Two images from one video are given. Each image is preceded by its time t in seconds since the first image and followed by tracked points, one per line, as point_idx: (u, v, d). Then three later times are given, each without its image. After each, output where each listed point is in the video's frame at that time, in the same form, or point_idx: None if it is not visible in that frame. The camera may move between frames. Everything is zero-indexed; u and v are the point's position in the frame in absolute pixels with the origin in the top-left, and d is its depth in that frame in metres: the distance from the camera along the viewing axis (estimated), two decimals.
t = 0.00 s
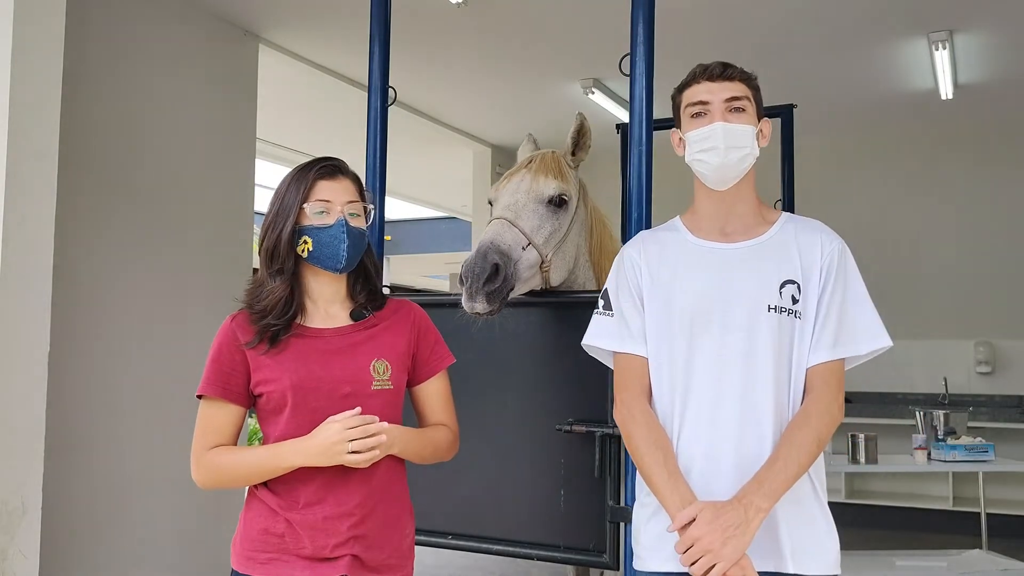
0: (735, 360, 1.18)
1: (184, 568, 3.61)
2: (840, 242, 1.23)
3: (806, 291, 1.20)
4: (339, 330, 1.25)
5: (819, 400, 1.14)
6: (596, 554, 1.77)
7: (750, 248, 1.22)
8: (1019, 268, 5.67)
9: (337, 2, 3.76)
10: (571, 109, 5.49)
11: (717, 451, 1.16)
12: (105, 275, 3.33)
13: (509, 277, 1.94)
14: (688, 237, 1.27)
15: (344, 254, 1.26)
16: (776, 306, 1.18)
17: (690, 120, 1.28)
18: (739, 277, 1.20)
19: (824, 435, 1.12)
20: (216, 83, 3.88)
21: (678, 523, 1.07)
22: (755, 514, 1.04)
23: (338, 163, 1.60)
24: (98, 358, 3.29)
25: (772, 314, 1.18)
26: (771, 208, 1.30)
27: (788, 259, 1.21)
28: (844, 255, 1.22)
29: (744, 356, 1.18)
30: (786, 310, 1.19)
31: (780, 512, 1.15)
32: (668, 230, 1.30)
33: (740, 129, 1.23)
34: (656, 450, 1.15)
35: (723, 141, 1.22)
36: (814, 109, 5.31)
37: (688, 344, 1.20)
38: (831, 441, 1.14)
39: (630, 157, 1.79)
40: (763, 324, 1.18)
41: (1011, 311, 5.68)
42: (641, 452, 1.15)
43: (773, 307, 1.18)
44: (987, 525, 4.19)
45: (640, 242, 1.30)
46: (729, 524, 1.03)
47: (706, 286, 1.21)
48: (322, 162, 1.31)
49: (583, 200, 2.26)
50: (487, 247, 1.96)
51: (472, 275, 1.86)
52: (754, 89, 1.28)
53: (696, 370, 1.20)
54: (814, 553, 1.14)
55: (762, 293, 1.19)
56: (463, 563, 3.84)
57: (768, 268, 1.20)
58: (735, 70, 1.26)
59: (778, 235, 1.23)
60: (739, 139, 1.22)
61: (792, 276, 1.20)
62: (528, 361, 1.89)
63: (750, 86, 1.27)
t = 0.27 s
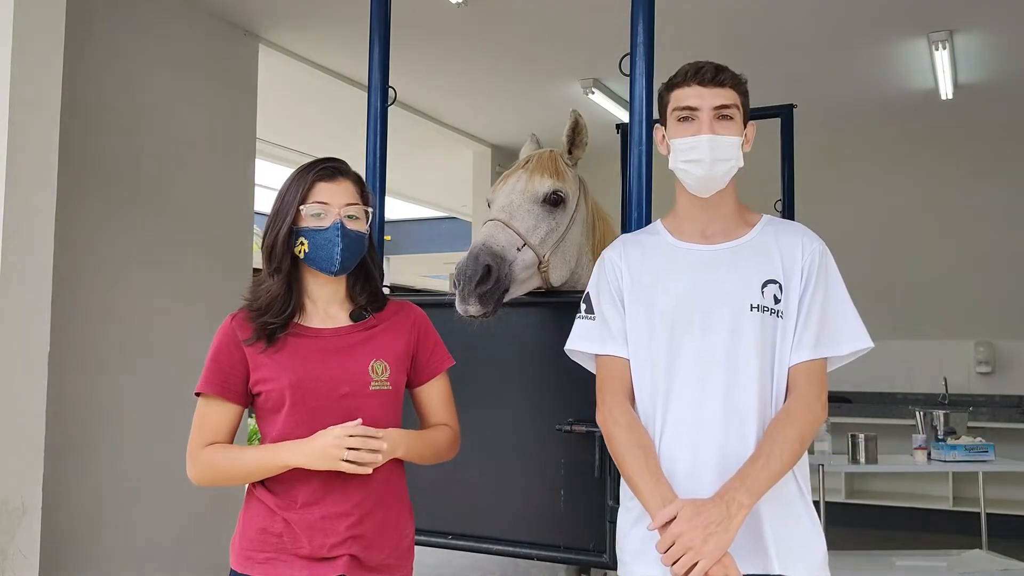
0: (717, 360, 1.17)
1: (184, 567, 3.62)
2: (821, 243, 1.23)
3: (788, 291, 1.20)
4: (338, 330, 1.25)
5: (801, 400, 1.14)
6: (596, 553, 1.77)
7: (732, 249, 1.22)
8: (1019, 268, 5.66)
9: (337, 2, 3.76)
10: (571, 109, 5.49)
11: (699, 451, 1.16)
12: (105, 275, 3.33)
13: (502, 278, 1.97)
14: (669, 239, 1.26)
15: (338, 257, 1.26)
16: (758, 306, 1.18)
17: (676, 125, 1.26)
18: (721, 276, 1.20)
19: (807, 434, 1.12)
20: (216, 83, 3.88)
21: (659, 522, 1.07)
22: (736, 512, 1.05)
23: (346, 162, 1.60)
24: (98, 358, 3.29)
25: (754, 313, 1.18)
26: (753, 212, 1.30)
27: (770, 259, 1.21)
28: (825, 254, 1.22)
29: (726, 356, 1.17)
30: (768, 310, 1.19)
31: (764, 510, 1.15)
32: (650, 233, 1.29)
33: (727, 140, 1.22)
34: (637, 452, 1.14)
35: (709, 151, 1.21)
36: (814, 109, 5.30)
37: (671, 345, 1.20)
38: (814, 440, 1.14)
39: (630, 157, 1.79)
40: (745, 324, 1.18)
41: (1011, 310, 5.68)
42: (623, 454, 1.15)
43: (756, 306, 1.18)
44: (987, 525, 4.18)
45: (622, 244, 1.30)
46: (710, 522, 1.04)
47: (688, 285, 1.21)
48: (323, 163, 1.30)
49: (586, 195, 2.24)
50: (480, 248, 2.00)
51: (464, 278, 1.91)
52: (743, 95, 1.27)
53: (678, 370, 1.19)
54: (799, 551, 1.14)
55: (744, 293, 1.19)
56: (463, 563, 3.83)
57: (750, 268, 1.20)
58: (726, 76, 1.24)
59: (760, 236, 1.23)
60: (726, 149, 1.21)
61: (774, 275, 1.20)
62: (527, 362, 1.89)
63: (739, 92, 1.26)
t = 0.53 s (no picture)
0: (707, 363, 1.17)
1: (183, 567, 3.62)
2: (811, 245, 1.23)
3: (779, 293, 1.20)
4: (339, 330, 1.25)
5: (793, 402, 1.14)
6: (596, 554, 1.77)
7: (722, 250, 1.22)
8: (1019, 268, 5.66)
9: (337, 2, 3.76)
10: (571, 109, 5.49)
11: (688, 454, 1.16)
12: (106, 275, 3.33)
13: (498, 281, 1.93)
14: (658, 242, 1.26)
15: (338, 259, 1.26)
16: (749, 308, 1.18)
17: (664, 134, 1.24)
18: (710, 279, 1.20)
19: (799, 438, 1.12)
20: (216, 83, 3.88)
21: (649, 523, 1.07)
22: (727, 513, 1.04)
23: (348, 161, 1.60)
24: (98, 358, 3.29)
25: (744, 316, 1.18)
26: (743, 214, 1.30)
27: (760, 261, 1.21)
28: (815, 256, 1.22)
29: (716, 358, 1.17)
30: (759, 312, 1.19)
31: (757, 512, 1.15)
32: (640, 235, 1.29)
33: (716, 153, 1.20)
34: (626, 455, 1.14)
35: (698, 166, 1.20)
36: (814, 109, 5.30)
37: (661, 348, 1.20)
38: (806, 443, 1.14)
39: (630, 158, 1.79)
40: (735, 326, 1.17)
41: (1011, 311, 5.68)
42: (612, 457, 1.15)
43: (746, 309, 1.18)
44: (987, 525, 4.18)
45: (611, 247, 1.30)
46: (700, 524, 1.03)
47: (677, 288, 1.21)
48: (324, 165, 1.30)
49: (582, 197, 2.22)
50: (474, 252, 1.96)
51: (459, 282, 1.88)
52: (734, 101, 1.24)
53: (669, 373, 1.19)
54: (792, 553, 1.14)
55: (735, 295, 1.19)
56: (463, 563, 3.84)
57: (741, 270, 1.20)
58: (717, 85, 1.21)
59: (749, 238, 1.23)
60: (716, 162, 1.20)
61: (764, 278, 1.20)
62: (527, 362, 1.89)
63: (730, 99, 1.23)
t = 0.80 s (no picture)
0: (703, 363, 1.17)
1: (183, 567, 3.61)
2: (806, 238, 1.22)
3: (774, 289, 1.20)
4: (339, 329, 1.25)
5: (795, 401, 1.14)
6: (596, 554, 1.77)
7: (717, 247, 1.22)
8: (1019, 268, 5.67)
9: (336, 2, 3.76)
10: (571, 109, 5.49)
11: (686, 454, 1.16)
12: (105, 274, 3.33)
13: (488, 282, 1.96)
14: (650, 238, 1.26)
15: (337, 257, 1.26)
16: (743, 308, 1.18)
17: (646, 120, 1.24)
18: (704, 278, 1.20)
19: (799, 436, 1.12)
20: (216, 83, 3.88)
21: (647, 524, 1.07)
22: (730, 513, 1.05)
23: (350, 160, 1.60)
24: (98, 358, 3.29)
25: (740, 316, 1.18)
26: (734, 203, 1.30)
27: (755, 258, 1.21)
28: (810, 250, 1.22)
29: (712, 359, 1.17)
30: (754, 311, 1.19)
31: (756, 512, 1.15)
32: (629, 230, 1.29)
33: (697, 130, 1.20)
34: (622, 458, 1.15)
35: (680, 145, 1.19)
36: (814, 109, 5.30)
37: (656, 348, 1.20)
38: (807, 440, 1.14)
39: (630, 158, 1.79)
40: (731, 327, 1.18)
41: (1011, 311, 5.68)
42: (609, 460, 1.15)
43: (742, 309, 1.18)
44: (986, 525, 4.18)
45: (600, 244, 1.29)
46: (702, 523, 1.03)
47: (670, 288, 1.21)
48: (324, 163, 1.31)
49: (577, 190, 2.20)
50: (465, 252, 2.00)
51: (449, 283, 1.92)
52: (713, 82, 1.24)
53: (663, 373, 1.19)
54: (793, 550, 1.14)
55: (730, 295, 1.19)
56: (463, 563, 3.83)
57: (736, 268, 1.20)
58: (692, 64, 1.22)
59: (742, 232, 1.23)
60: (697, 140, 1.20)
61: (759, 275, 1.20)
62: (528, 362, 1.89)
63: (708, 79, 1.24)
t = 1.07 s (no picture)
0: (706, 365, 1.16)
1: (184, 568, 3.62)
2: (808, 233, 1.21)
3: (777, 287, 1.18)
4: (339, 329, 1.25)
5: (806, 400, 1.13)
6: (596, 553, 1.77)
7: (718, 245, 1.20)
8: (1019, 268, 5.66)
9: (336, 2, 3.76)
10: (572, 109, 5.49)
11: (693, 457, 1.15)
12: (106, 275, 3.33)
13: (481, 284, 1.93)
14: (648, 238, 1.24)
15: (336, 260, 1.26)
16: (746, 308, 1.17)
17: (637, 122, 1.23)
18: (706, 277, 1.18)
19: (811, 435, 1.10)
20: (216, 83, 3.88)
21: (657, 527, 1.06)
22: (742, 517, 1.03)
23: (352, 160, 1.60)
24: (99, 358, 3.29)
25: (743, 316, 1.16)
26: (734, 197, 1.27)
27: (757, 256, 1.19)
28: (813, 245, 1.20)
29: (715, 360, 1.16)
30: (757, 310, 1.17)
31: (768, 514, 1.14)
32: (627, 230, 1.27)
33: (691, 131, 1.19)
34: (627, 465, 1.13)
35: (676, 147, 1.18)
36: (814, 109, 5.30)
37: (658, 351, 1.18)
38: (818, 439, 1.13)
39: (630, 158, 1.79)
40: (734, 328, 1.16)
41: (1011, 311, 5.68)
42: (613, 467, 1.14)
43: (744, 309, 1.17)
44: (987, 525, 4.18)
45: (598, 245, 1.27)
46: (717, 527, 1.02)
47: (670, 289, 1.19)
48: (323, 165, 1.30)
49: (572, 194, 2.20)
50: (457, 255, 1.97)
51: (442, 285, 1.88)
52: (702, 77, 1.23)
53: (665, 376, 1.18)
54: (805, 549, 1.14)
55: (733, 294, 1.17)
56: (463, 563, 3.83)
57: (738, 267, 1.18)
58: (679, 62, 1.20)
59: (742, 228, 1.21)
60: (692, 141, 1.19)
61: (761, 273, 1.18)
62: (528, 362, 1.89)
63: (698, 75, 1.22)
